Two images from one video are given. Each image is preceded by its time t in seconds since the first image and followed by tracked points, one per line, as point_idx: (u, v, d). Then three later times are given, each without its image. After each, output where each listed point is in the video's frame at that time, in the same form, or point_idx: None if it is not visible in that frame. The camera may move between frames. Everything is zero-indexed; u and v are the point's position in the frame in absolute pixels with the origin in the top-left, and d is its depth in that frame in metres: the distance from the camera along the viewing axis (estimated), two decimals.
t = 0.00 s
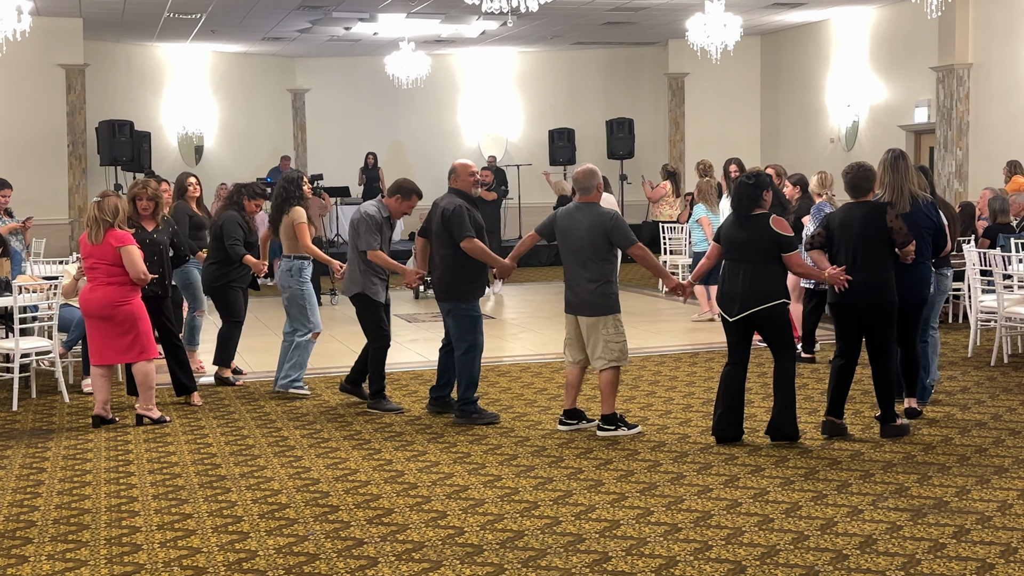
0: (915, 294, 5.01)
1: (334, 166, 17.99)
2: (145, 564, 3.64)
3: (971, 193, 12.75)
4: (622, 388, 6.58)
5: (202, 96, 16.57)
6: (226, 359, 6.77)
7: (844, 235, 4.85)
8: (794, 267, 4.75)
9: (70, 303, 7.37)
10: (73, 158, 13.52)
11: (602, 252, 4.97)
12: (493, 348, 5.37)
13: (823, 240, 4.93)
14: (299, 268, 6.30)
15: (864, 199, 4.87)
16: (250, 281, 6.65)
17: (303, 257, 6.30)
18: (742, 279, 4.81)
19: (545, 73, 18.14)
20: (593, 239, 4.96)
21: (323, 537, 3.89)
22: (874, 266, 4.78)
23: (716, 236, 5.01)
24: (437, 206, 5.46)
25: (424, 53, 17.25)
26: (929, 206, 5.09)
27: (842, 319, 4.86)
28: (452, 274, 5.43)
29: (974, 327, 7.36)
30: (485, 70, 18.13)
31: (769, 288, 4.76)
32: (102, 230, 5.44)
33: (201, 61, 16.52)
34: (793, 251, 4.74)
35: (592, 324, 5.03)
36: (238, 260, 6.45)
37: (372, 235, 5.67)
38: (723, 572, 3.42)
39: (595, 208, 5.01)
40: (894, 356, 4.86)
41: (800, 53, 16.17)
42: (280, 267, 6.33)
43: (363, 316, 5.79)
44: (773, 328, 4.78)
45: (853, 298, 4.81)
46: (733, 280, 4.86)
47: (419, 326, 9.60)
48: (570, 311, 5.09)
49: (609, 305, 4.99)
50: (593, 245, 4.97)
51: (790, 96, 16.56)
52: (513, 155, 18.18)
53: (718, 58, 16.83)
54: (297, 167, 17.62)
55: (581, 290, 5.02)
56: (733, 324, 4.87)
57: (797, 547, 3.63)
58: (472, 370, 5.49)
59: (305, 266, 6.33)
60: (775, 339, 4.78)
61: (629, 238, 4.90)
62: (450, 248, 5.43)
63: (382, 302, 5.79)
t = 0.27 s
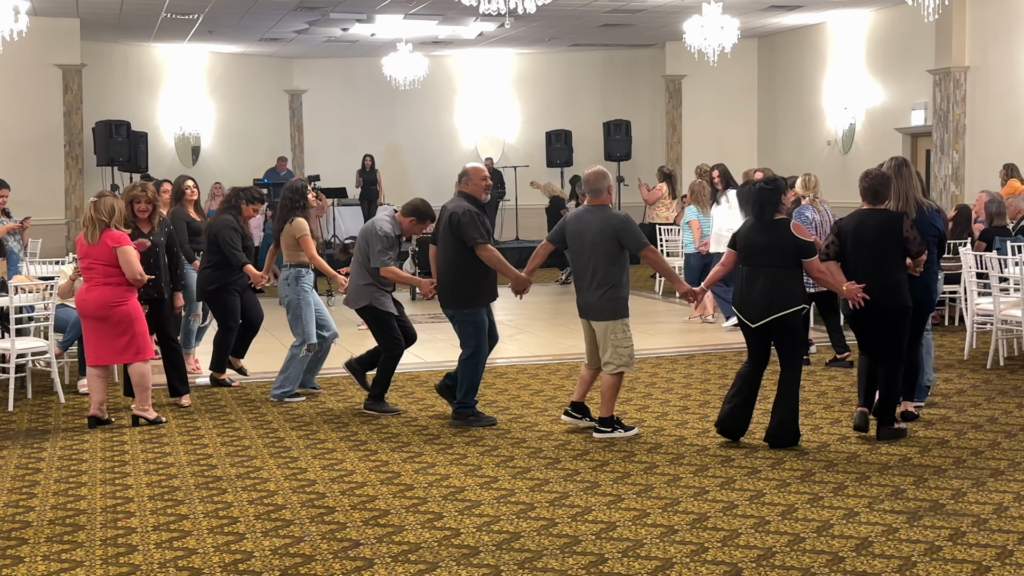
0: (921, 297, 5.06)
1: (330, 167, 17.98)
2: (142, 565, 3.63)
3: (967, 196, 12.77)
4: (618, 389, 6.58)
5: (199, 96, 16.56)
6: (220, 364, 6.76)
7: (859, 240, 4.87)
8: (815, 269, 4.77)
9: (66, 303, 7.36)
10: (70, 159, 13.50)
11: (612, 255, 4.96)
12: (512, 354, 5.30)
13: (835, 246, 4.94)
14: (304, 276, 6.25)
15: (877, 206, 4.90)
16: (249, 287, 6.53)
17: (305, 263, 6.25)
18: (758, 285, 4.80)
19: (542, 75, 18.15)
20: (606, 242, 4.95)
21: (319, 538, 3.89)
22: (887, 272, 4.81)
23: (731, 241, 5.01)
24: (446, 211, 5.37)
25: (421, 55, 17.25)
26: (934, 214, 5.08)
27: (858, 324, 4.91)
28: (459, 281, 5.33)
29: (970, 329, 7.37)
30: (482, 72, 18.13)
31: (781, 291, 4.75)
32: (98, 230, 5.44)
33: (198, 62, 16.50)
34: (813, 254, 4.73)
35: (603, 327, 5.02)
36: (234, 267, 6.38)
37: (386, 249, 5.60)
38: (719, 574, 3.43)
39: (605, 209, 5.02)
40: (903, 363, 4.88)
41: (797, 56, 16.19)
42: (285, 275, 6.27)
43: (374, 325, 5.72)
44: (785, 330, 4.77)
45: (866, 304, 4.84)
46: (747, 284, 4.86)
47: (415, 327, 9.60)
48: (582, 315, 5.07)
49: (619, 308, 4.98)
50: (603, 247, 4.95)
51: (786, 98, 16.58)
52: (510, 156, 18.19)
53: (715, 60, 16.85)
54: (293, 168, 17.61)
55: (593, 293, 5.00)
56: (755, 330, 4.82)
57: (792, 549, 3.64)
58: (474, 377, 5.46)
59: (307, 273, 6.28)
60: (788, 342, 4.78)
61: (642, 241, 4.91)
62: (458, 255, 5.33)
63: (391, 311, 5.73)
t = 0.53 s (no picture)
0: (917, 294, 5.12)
1: (326, 167, 17.98)
2: (135, 565, 3.62)
3: (963, 198, 12.79)
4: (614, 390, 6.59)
5: (195, 96, 16.53)
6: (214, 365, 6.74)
7: (863, 237, 4.88)
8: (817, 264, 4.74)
9: (61, 302, 7.35)
10: (65, 158, 13.48)
11: (618, 255, 4.96)
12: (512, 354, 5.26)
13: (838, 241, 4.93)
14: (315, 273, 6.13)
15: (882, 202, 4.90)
16: (250, 285, 6.54)
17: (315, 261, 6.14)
18: (762, 280, 4.80)
19: (539, 76, 18.16)
20: (612, 240, 4.95)
21: (314, 538, 3.88)
22: (890, 270, 4.83)
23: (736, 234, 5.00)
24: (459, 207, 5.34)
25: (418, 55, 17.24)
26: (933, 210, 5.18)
27: (859, 319, 4.92)
28: (467, 279, 5.30)
29: (964, 331, 7.38)
30: (478, 72, 18.13)
31: (786, 288, 4.75)
32: (93, 229, 5.43)
33: (194, 61, 16.48)
34: (820, 249, 4.74)
35: (604, 326, 5.03)
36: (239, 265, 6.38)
37: (396, 245, 5.58)
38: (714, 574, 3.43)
39: (614, 209, 5.02)
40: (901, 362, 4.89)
41: (793, 57, 16.21)
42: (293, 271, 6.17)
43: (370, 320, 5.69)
44: (788, 329, 4.77)
45: (868, 299, 4.85)
46: (750, 277, 4.86)
47: (410, 327, 9.60)
48: (585, 313, 5.07)
49: (621, 309, 4.98)
50: (611, 247, 4.96)
51: (783, 100, 16.59)
52: (506, 157, 18.18)
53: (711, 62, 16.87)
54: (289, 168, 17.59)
55: (597, 291, 4.99)
56: (761, 324, 4.83)
57: (788, 551, 3.64)
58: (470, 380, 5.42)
59: (318, 270, 6.16)
60: (790, 341, 4.78)
61: (651, 240, 4.90)
62: (467, 253, 5.31)
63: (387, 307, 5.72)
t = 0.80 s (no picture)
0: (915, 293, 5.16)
1: (322, 165, 17.95)
2: (131, 562, 3.62)
3: (958, 199, 12.81)
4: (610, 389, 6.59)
5: (191, 93, 16.51)
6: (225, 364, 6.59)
7: (864, 238, 4.89)
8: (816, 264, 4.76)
9: (56, 300, 7.34)
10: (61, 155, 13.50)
11: (627, 253, 4.97)
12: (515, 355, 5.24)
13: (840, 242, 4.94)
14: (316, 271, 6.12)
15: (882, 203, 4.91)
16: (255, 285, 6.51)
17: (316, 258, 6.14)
18: (764, 281, 4.81)
19: (535, 74, 18.16)
20: (621, 239, 4.95)
21: (309, 536, 3.88)
22: (890, 271, 4.84)
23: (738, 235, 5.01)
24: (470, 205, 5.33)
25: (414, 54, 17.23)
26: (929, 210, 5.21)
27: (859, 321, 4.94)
28: (479, 277, 5.30)
29: (960, 331, 7.39)
30: (475, 71, 18.12)
31: (790, 288, 4.76)
32: (88, 227, 5.42)
33: (190, 59, 16.46)
34: (818, 251, 4.75)
35: (615, 325, 5.02)
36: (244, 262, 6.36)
37: (397, 240, 5.60)
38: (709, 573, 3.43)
39: (622, 208, 5.02)
40: (903, 360, 4.92)
41: (789, 57, 16.22)
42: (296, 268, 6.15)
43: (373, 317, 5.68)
44: (791, 330, 4.78)
45: (870, 300, 4.86)
46: (754, 277, 4.86)
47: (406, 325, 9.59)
48: (594, 311, 5.06)
49: (632, 307, 4.98)
50: (620, 246, 4.96)
51: (779, 100, 16.61)
52: (502, 156, 18.17)
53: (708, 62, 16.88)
54: (285, 166, 17.57)
55: (606, 290, 5.00)
56: (760, 325, 4.84)
57: (783, 550, 3.64)
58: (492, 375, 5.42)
59: (320, 267, 6.15)
60: (791, 346, 4.79)
61: (658, 240, 4.92)
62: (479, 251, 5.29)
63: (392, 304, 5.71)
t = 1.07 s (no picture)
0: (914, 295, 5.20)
1: (316, 162, 17.93)
2: (125, 559, 3.61)
3: (952, 197, 12.84)
4: (605, 387, 6.58)
5: (185, 90, 16.47)
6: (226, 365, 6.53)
7: (867, 238, 4.93)
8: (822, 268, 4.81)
9: (50, 296, 7.32)
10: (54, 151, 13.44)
11: (635, 257, 4.96)
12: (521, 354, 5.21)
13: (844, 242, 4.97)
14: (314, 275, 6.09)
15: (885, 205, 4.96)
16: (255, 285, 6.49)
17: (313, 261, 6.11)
18: (768, 281, 4.83)
19: (531, 72, 18.15)
20: (632, 242, 4.94)
21: (304, 533, 3.88)
22: (892, 272, 4.89)
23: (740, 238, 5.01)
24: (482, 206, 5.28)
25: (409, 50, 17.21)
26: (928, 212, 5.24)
27: (861, 320, 4.99)
28: (489, 282, 5.23)
29: (954, 329, 7.40)
30: (470, 68, 18.11)
31: (794, 291, 4.77)
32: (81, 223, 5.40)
33: (184, 55, 16.42)
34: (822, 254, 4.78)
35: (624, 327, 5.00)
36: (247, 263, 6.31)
37: (405, 244, 5.55)
38: (704, 571, 3.43)
39: (630, 211, 5.01)
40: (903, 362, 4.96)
41: (785, 55, 16.23)
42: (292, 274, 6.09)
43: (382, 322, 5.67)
44: (794, 331, 4.80)
45: (874, 301, 4.91)
46: (758, 279, 4.88)
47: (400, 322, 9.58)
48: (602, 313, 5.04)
49: (640, 310, 4.99)
50: (629, 247, 4.95)
51: (774, 98, 16.62)
52: (497, 153, 18.16)
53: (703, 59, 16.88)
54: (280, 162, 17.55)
55: (613, 293, 4.99)
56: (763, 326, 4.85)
57: (777, 547, 3.65)
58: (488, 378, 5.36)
59: (316, 272, 6.13)
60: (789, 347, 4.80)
61: (667, 245, 4.93)
62: (491, 255, 5.22)
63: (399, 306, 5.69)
